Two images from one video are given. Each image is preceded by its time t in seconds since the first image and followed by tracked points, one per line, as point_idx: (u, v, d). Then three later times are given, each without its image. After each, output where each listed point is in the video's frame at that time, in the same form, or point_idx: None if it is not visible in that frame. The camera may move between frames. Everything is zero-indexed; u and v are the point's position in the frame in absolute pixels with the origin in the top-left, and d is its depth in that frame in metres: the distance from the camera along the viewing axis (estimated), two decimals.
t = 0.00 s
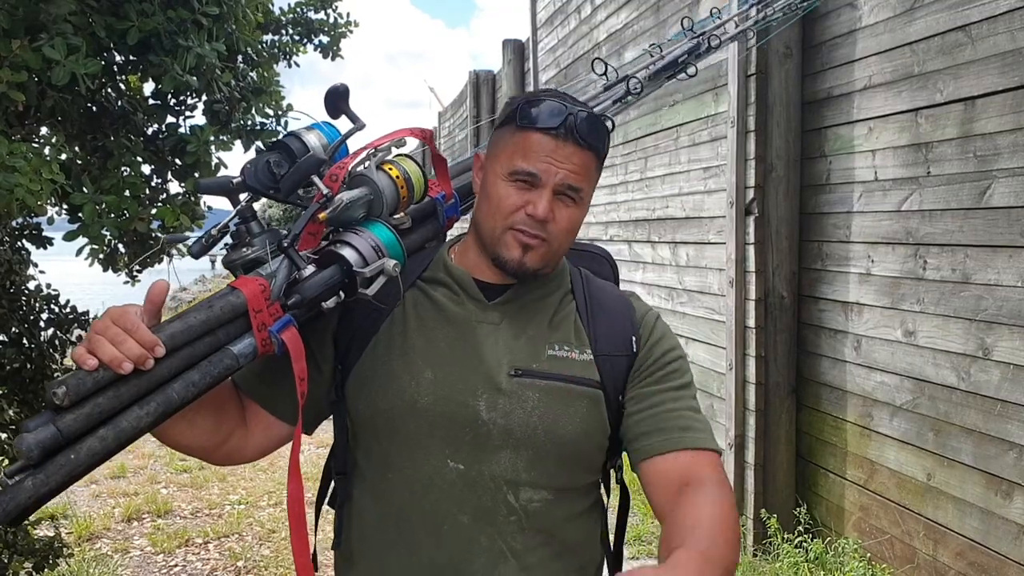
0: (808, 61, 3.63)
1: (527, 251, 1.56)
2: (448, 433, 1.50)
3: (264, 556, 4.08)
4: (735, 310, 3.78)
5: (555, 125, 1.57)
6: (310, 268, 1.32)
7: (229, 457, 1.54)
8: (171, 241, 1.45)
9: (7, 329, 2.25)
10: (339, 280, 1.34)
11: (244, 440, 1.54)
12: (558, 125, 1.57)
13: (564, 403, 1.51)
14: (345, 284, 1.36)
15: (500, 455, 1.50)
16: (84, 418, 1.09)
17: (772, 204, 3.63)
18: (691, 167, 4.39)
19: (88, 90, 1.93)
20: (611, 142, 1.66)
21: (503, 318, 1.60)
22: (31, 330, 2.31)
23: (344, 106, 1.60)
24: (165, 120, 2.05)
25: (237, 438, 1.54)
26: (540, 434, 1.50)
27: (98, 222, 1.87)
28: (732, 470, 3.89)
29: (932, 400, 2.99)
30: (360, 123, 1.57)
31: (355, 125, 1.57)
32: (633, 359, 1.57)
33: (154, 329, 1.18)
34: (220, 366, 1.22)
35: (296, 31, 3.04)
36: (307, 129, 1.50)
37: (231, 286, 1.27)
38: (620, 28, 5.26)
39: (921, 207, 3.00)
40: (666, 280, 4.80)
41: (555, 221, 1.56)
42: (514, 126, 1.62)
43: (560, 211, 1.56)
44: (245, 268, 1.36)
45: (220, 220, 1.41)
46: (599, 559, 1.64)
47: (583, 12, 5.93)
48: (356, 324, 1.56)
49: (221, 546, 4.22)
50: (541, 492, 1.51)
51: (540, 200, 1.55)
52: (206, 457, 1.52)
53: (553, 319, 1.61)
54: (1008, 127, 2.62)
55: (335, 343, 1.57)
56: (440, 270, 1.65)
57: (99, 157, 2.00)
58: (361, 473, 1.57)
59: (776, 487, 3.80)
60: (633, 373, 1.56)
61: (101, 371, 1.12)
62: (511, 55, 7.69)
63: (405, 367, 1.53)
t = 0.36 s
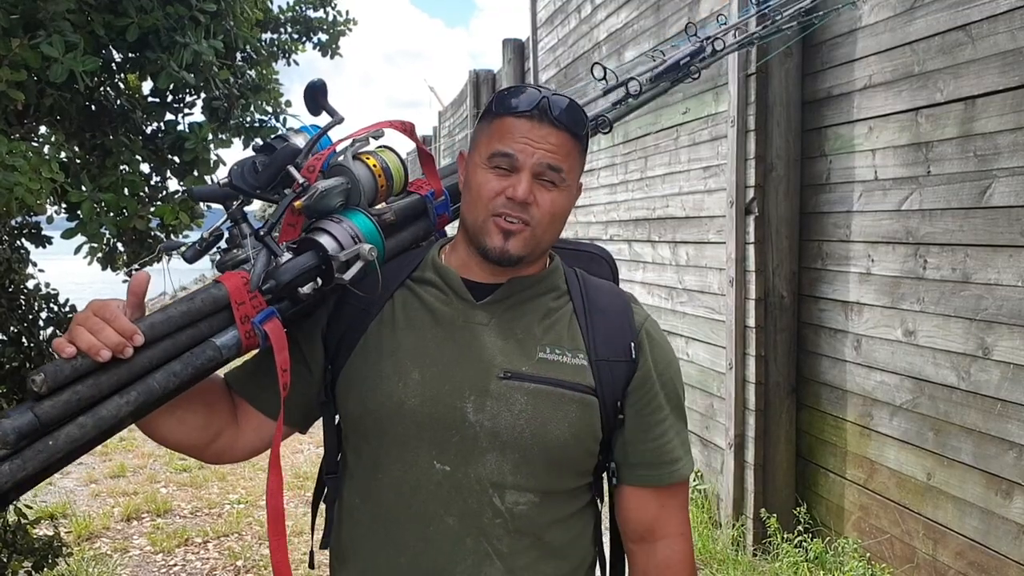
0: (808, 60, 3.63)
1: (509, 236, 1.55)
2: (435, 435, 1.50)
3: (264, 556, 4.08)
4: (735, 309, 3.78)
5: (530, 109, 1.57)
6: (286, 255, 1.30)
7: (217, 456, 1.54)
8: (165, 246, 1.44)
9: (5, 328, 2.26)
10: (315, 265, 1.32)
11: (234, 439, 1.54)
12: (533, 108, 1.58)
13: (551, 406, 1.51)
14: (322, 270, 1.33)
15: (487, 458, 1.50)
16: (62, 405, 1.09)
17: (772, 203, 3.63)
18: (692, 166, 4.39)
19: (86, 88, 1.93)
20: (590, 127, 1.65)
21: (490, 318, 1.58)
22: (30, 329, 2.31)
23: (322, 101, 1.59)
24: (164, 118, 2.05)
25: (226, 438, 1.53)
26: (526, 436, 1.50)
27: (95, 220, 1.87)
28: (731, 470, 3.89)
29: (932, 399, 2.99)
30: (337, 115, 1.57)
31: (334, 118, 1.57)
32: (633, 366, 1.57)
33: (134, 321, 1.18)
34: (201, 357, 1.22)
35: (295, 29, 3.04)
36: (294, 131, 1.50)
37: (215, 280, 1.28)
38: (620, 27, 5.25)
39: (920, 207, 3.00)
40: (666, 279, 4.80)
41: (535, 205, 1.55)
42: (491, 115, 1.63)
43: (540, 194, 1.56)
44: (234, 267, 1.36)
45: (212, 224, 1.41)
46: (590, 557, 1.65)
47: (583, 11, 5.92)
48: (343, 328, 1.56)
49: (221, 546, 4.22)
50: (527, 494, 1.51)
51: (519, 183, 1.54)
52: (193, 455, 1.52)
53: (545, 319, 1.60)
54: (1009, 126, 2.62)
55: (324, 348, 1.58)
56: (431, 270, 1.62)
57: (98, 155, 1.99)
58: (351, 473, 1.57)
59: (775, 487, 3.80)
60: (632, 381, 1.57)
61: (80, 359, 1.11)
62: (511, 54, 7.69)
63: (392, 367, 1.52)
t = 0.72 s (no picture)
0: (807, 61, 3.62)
1: (504, 245, 1.55)
2: (441, 435, 1.50)
3: (264, 556, 4.08)
4: (734, 310, 3.78)
5: (513, 114, 1.54)
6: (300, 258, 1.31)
7: (208, 453, 1.52)
8: (159, 238, 1.41)
9: (5, 327, 2.25)
10: (327, 270, 1.33)
11: (226, 437, 1.53)
12: (515, 114, 1.54)
13: (555, 401, 1.51)
14: (334, 275, 1.35)
15: (493, 455, 1.50)
16: (69, 400, 1.07)
17: (771, 204, 3.63)
18: (691, 167, 4.39)
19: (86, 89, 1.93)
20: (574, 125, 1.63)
21: (492, 319, 1.58)
22: (30, 329, 2.31)
23: (336, 104, 1.58)
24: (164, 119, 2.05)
25: (218, 435, 1.52)
26: (533, 431, 1.50)
27: (96, 221, 1.88)
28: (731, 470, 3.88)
29: (932, 400, 2.99)
30: (350, 120, 1.55)
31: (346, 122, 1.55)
32: (630, 360, 1.57)
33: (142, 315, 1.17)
34: (205, 357, 1.21)
35: (295, 29, 3.04)
36: (300, 129, 1.47)
37: (219, 279, 1.27)
38: (620, 28, 5.25)
39: (920, 207, 3.00)
40: (666, 280, 4.80)
41: (527, 211, 1.54)
42: (474, 121, 1.59)
43: (531, 200, 1.55)
44: (232, 265, 1.33)
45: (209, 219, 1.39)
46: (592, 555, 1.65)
47: (583, 11, 5.93)
48: (343, 331, 1.56)
49: (220, 546, 4.22)
50: (534, 490, 1.51)
51: (509, 192, 1.53)
52: (184, 452, 1.50)
53: (544, 316, 1.61)
54: (1008, 127, 2.62)
55: (324, 350, 1.56)
56: (430, 272, 1.62)
57: (99, 155, 1.99)
58: (356, 474, 1.57)
59: (775, 488, 3.80)
60: (629, 374, 1.57)
61: (89, 354, 1.10)
62: (511, 54, 7.68)
63: (396, 368, 1.52)
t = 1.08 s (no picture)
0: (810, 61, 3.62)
1: (513, 249, 1.55)
2: (447, 434, 1.50)
3: (266, 555, 4.08)
4: (737, 310, 3.78)
5: (526, 119, 1.55)
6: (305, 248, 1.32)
7: (211, 452, 1.52)
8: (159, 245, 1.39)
9: (8, 328, 2.25)
10: (334, 258, 1.34)
11: (231, 436, 1.53)
12: (529, 120, 1.55)
13: (561, 401, 1.51)
14: (340, 263, 1.36)
15: (500, 454, 1.50)
16: (80, 392, 1.05)
17: (774, 204, 3.62)
18: (694, 167, 4.38)
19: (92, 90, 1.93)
20: (584, 132, 1.64)
21: (496, 319, 1.58)
22: (33, 329, 2.31)
23: (334, 101, 1.58)
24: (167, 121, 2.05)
25: (223, 435, 1.52)
26: (538, 432, 1.50)
27: (100, 222, 1.88)
28: (734, 470, 3.88)
29: (936, 399, 2.98)
30: (349, 116, 1.56)
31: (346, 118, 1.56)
32: (633, 359, 1.57)
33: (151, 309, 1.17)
34: (215, 350, 1.19)
35: (298, 30, 3.04)
36: (297, 130, 1.47)
37: (225, 276, 1.26)
38: (622, 28, 5.25)
39: (923, 207, 3.00)
40: (669, 280, 4.79)
41: (538, 216, 1.55)
42: (487, 125, 1.59)
43: (542, 205, 1.55)
44: (234, 267, 1.32)
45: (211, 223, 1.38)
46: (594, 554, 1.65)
47: (585, 11, 5.93)
48: (347, 332, 1.55)
49: (223, 546, 4.22)
50: (539, 489, 1.51)
51: (521, 196, 1.53)
52: (189, 451, 1.50)
53: (547, 317, 1.61)
54: (1011, 127, 2.62)
55: (328, 349, 1.56)
56: (432, 272, 1.62)
57: (102, 156, 2.00)
58: (360, 475, 1.56)
59: (778, 488, 3.79)
60: (632, 373, 1.57)
61: (99, 346, 1.09)
62: (512, 54, 7.68)
63: (402, 368, 1.52)
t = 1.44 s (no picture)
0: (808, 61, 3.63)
1: (513, 248, 1.55)
2: (445, 434, 1.50)
3: (266, 556, 4.09)
4: (735, 310, 3.79)
5: (527, 119, 1.56)
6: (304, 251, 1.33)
7: (209, 453, 1.52)
8: (156, 245, 1.39)
9: (8, 328, 2.26)
10: (332, 262, 1.34)
11: (228, 437, 1.53)
12: (530, 120, 1.56)
13: (559, 402, 1.52)
14: (338, 267, 1.36)
15: (498, 454, 1.50)
16: (78, 394, 1.04)
17: (773, 204, 3.63)
18: (692, 167, 4.39)
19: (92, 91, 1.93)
20: (584, 133, 1.65)
21: (494, 319, 1.58)
22: (33, 330, 2.31)
23: (334, 103, 1.59)
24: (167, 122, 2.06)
25: (221, 435, 1.52)
26: (536, 432, 1.51)
27: (99, 223, 1.89)
28: (733, 470, 3.89)
29: (934, 399, 2.99)
30: (349, 118, 1.56)
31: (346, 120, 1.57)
32: (632, 361, 1.59)
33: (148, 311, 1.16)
34: (213, 352, 1.20)
35: (298, 32, 3.05)
36: (298, 131, 1.47)
37: (223, 276, 1.26)
38: (621, 29, 5.26)
39: (922, 207, 3.01)
40: (668, 280, 4.80)
41: (539, 216, 1.55)
42: (487, 125, 1.60)
43: (543, 204, 1.56)
44: (233, 267, 1.34)
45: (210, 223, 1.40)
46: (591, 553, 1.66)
47: (584, 12, 5.94)
48: (344, 333, 1.56)
49: (223, 546, 4.22)
50: (537, 488, 1.52)
51: (522, 196, 1.54)
52: (187, 452, 1.50)
53: (545, 318, 1.61)
54: (1009, 127, 2.63)
55: (325, 348, 1.56)
56: (430, 273, 1.63)
57: (102, 158, 2.01)
58: (356, 474, 1.56)
59: (777, 488, 3.80)
60: (632, 375, 1.59)
61: (96, 348, 1.08)
62: (511, 55, 7.68)
63: (400, 368, 1.52)
